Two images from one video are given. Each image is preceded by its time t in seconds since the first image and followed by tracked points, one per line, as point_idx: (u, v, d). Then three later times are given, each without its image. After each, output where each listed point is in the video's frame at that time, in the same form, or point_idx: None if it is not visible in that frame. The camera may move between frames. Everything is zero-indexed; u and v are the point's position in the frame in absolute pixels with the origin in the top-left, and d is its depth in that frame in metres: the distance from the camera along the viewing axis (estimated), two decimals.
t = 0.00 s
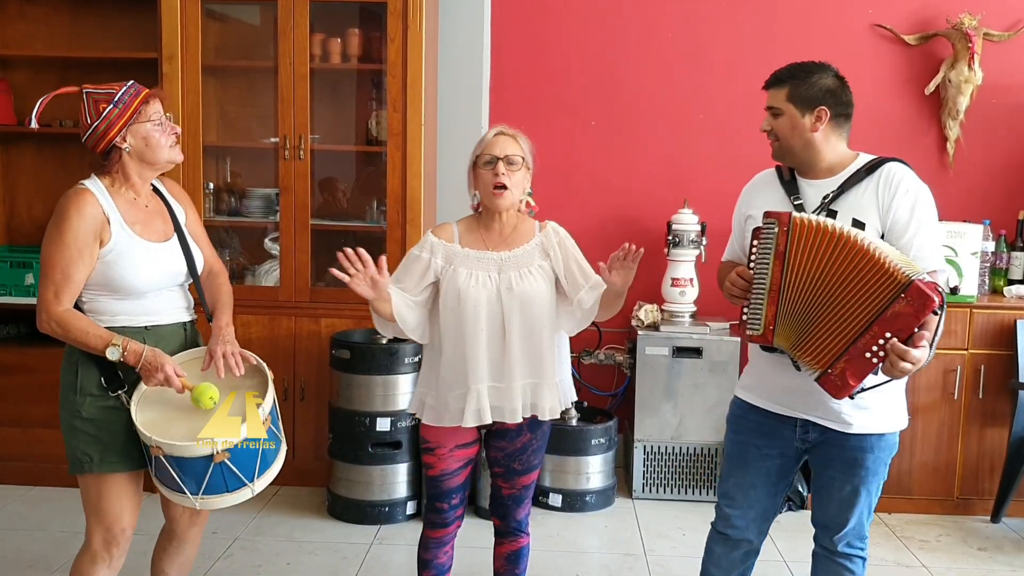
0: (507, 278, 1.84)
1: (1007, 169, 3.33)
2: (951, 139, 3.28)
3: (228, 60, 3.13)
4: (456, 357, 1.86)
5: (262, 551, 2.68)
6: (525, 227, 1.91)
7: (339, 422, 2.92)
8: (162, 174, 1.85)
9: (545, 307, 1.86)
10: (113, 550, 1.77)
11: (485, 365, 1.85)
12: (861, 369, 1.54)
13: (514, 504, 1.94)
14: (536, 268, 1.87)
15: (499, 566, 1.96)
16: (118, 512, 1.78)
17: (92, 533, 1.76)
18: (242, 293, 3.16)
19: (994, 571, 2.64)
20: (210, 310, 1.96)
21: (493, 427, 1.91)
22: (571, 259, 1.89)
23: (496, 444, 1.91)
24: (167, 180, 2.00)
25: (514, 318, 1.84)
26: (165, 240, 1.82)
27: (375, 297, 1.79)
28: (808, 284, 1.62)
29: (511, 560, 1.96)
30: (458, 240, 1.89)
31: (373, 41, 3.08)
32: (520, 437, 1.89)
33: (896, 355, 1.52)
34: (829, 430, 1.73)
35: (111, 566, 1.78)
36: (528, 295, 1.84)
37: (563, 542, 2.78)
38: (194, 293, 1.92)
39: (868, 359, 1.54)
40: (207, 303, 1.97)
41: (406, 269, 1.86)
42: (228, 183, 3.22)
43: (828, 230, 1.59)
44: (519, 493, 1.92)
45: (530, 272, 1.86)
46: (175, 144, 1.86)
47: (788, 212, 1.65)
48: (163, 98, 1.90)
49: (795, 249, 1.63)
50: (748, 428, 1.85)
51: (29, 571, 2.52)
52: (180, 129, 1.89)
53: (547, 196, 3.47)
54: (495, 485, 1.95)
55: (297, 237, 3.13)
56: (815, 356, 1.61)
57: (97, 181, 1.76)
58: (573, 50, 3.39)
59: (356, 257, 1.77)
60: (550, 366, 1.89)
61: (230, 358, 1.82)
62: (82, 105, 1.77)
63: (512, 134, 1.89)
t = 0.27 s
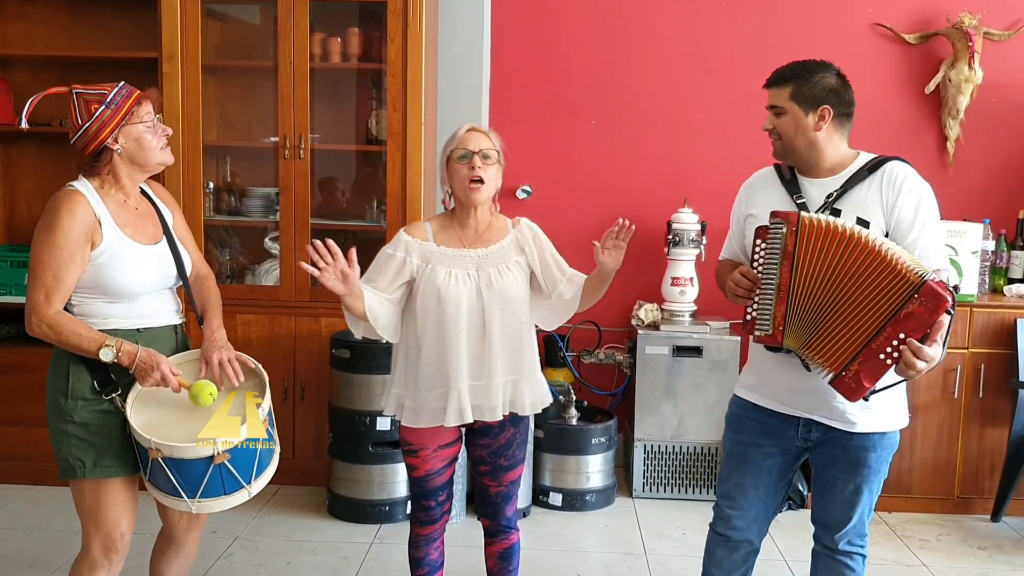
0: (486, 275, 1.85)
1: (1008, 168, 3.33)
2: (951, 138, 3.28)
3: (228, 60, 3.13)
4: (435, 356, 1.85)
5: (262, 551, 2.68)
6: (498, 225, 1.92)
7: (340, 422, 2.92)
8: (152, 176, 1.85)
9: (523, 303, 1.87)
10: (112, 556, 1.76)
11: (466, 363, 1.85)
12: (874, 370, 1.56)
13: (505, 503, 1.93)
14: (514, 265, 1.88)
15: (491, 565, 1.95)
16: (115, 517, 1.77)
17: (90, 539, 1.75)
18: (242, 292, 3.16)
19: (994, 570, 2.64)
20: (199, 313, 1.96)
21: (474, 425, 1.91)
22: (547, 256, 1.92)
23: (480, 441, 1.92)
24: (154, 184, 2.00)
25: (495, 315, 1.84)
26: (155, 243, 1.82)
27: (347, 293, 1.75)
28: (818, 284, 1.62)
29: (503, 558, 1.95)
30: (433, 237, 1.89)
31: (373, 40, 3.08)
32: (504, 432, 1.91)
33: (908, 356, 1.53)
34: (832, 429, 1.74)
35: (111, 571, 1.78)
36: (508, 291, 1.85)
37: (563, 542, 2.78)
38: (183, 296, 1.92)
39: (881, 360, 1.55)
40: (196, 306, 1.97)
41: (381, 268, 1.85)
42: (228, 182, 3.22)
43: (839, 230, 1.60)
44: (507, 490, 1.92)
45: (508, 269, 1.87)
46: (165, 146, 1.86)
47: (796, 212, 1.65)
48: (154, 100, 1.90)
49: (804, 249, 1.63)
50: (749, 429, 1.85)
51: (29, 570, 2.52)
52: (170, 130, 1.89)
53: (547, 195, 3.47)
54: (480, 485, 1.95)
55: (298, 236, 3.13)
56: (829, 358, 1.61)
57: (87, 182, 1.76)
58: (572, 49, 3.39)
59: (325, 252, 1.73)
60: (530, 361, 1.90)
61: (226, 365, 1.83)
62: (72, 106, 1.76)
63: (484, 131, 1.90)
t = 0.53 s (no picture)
0: (471, 273, 1.86)
1: (1009, 167, 3.32)
2: (952, 137, 3.28)
3: (229, 58, 3.13)
4: (421, 356, 1.85)
5: (263, 549, 2.68)
6: (481, 222, 1.93)
7: (341, 421, 2.92)
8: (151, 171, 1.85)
9: (507, 299, 1.90)
10: (108, 552, 1.77)
11: (452, 361, 1.86)
12: (876, 369, 1.56)
13: (497, 500, 1.93)
14: (497, 262, 1.89)
15: (485, 564, 1.95)
16: (110, 515, 1.78)
17: (86, 536, 1.76)
18: (244, 291, 3.16)
19: (995, 568, 2.64)
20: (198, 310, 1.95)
21: (463, 423, 1.91)
22: (529, 251, 1.94)
23: (470, 439, 1.91)
24: (158, 178, 2.00)
25: (481, 312, 1.85)
26: (153, 239, 1.81)
27: (328, 291, 1.74)
28: (817, 283, 1.62)
29: (497, 556, 1.95)
30: (417, 237, 1.89)
31: (374, 38, 3.08)
32: (493, 428, 1.91)
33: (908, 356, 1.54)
34: (823, 426, 1.74)
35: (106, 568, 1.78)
36: (493, 288, 1.87)
37: (563, 540, 2.78)
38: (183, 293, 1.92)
39: (882, 359, 1.56)
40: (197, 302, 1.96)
41: (363, 268, 1.83)
42: (229, 180, 3.22)
43: (836, 228, 1.60)
44: (500, 486, 1.92)
45: (492, 266, 1.88)
46: (164, 140, 1.85)
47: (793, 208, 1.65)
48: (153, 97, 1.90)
49: (801, 246, 1.63)
50: (743, 428, 1.83)
51: (29, 568, 2.52)
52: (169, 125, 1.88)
53: (547, 194, 3.47)
54: (472, 484, 1.94)
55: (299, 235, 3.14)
56: (832, 358, 1.61)
57: (85, 178, 1.76)
58: (573, 48, 3.39)
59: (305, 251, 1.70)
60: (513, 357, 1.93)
61: (219, 363, 1.79)
62: (70, 101, 1.77)
63: (464, 129, 1.90)
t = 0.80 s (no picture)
0: (465, 271, 1.86)
1: (1010, 165, 3.32)
2: (953, 136, 3.27)
3: (230, 57, 3.13)
4: (415, 355, 1.85)
5: (264, 548, 2.68)
6: (472, 222, 1.94)
7: (341, 420, 2.92)
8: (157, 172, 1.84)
9: (500, 297, 1.91)
10: (114, 548, 1.78)
11: (445, 359, 1.86)
12: (877, 374, 1.57)
13: (495, 498, 1.93)
14: (490, 260, 1.90)
15: (484, 564, 1.95)
16: (117, 512, 1.79)
17: (93, 533, 1.77)
18: (244, 290, 3.17)
19: (996, 568, 2.64)
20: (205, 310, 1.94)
21: (461, 422, 1.91)
22: (521, 249, 1.96)
23: (466, 437, 1.91)
24: (170, 178, 2.00)
25: (475, 310, 1.86)
26: (158, 240, 1.81)
27: (319, 289, 1.73)
28: (813, 284, 1.63)
29: (496, 555, 1.94)
30: (408, 236, 1.88)
31: (375, 38, 3.08)
32: (489, 426, 1.91)
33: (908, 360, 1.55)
34: (807, 421, 1.75)
35: (112, 564, 1.79)
36: (487, 286, 1.87)
37: (563, 539, 2.78)
38: (191, 293, 1.91)
39: (883, 364, 1.57)
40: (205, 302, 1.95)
41: (356, 268, 1.83)
42: (229, 179, 3.22)
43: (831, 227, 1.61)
44: (497, 484, 1.92)
45: (486, 264, 1.89)
46: (169, 141, 1.85)
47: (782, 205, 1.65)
48: (159, 97, 1.90)
49: (791, 244, 1.63)
50: (728, 426, 1.83)
51: (30, 567, 2.52)
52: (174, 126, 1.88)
53: (548, 193, 3.47)
54: (470, 483, 1.93)
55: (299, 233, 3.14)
56: (833, 363, 1.61)
57: (90, 180, 1.77)
58: (574, 47, 3.39)
59: (294, 246, 1.70)
60: (506, 355, 1.94)
61: (219, 364, 1.79)
62: (76, 103, 1.78)
63: (455, 127, 1.90)
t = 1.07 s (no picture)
0: (463, 270, 1.86)
1: (1011, 164, 3.32)
2: (954, 134, 3.27)
3: (231, 56, 3.12)
4: (415, 355, 1.84)
5: (265, 547, 2.68)
6: (468, 221, 1.94)
7: (342, 419, 2.92)
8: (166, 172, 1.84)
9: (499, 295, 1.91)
10: (122, 544, 1.78)
11: (445, 358, 1.86)
12: (885, 379, 1.57)
13: (496, 495, 1.93)
14: (488, 258, 1.90)
15: (485, 562, 1.95)
16: (124, 509, 1.78)
17: (100, 529, 1.77)
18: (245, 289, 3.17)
19: (997, 567, 2.64)
20: (215, 309, 1.94)
21: (461, 420, 1.91)
22: (518, 247, 1.97)
23: (467, 435, 1.91)
24: (182, 176, 2.00)
25: (474, 309, 1.86)
26: (168, 240, 1.80)
27: (316, 289, 1.73)
28: (814, 288, 1.63)
29: (496, 553, 1.94)
30: (405, 236, 1.88)
31: (376, 36, 3.07)
32: (490, 424, 1.91)
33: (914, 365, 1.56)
34: (793, 416, 1.75)
35: (120, 560, 1.79)
36: (485, 284, 1.87)
37: (565, 538, 2.79)
38: (200, 292, 1.89)
39: (891, 369, 1.57)
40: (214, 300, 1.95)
41: (354, 269, 1.83)
42: (230, 178, 3.22)
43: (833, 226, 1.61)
44: (497, 482, 1.92)
45: (484, 262, 1.89)
46: (178, 142, 1.84)
47: (779, 203, 1.65)
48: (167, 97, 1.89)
49: (790, 244, 1.64)
50: (715, 422, 1.82)
51: (32, 566, 2.52)
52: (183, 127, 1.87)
53: (549, 191, 3.47)
54: (470, 481, 1.93)
55: (301, 232, 3.13)
56: (841, 369, 1.60)
57: (101, 181, 1.77)
58: (574, 45, 3.38)
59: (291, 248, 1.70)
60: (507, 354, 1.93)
61: (224, 364, 1.77)
62: (86, 105, 1.78)
63: (450, 126, 1.90)
